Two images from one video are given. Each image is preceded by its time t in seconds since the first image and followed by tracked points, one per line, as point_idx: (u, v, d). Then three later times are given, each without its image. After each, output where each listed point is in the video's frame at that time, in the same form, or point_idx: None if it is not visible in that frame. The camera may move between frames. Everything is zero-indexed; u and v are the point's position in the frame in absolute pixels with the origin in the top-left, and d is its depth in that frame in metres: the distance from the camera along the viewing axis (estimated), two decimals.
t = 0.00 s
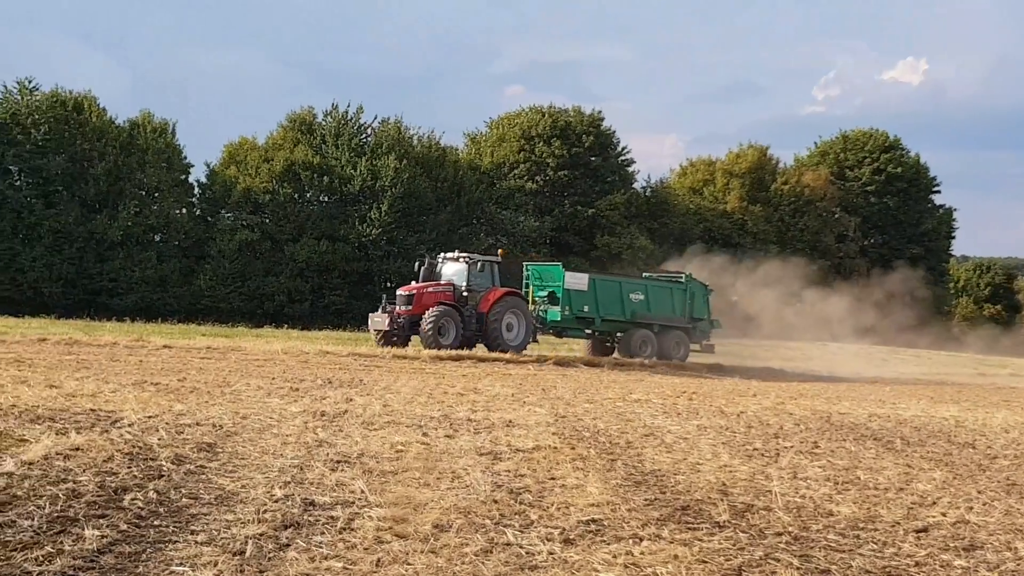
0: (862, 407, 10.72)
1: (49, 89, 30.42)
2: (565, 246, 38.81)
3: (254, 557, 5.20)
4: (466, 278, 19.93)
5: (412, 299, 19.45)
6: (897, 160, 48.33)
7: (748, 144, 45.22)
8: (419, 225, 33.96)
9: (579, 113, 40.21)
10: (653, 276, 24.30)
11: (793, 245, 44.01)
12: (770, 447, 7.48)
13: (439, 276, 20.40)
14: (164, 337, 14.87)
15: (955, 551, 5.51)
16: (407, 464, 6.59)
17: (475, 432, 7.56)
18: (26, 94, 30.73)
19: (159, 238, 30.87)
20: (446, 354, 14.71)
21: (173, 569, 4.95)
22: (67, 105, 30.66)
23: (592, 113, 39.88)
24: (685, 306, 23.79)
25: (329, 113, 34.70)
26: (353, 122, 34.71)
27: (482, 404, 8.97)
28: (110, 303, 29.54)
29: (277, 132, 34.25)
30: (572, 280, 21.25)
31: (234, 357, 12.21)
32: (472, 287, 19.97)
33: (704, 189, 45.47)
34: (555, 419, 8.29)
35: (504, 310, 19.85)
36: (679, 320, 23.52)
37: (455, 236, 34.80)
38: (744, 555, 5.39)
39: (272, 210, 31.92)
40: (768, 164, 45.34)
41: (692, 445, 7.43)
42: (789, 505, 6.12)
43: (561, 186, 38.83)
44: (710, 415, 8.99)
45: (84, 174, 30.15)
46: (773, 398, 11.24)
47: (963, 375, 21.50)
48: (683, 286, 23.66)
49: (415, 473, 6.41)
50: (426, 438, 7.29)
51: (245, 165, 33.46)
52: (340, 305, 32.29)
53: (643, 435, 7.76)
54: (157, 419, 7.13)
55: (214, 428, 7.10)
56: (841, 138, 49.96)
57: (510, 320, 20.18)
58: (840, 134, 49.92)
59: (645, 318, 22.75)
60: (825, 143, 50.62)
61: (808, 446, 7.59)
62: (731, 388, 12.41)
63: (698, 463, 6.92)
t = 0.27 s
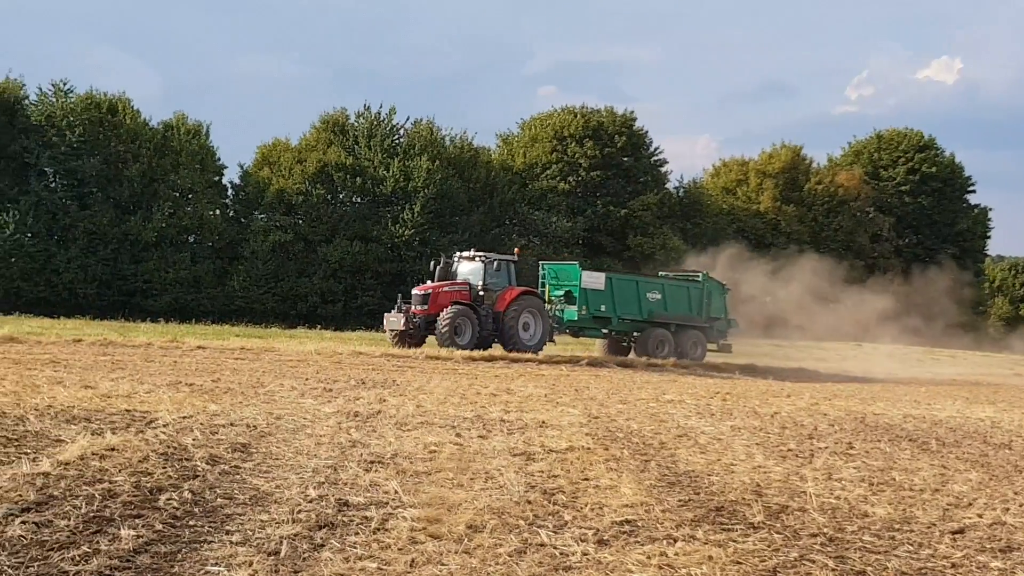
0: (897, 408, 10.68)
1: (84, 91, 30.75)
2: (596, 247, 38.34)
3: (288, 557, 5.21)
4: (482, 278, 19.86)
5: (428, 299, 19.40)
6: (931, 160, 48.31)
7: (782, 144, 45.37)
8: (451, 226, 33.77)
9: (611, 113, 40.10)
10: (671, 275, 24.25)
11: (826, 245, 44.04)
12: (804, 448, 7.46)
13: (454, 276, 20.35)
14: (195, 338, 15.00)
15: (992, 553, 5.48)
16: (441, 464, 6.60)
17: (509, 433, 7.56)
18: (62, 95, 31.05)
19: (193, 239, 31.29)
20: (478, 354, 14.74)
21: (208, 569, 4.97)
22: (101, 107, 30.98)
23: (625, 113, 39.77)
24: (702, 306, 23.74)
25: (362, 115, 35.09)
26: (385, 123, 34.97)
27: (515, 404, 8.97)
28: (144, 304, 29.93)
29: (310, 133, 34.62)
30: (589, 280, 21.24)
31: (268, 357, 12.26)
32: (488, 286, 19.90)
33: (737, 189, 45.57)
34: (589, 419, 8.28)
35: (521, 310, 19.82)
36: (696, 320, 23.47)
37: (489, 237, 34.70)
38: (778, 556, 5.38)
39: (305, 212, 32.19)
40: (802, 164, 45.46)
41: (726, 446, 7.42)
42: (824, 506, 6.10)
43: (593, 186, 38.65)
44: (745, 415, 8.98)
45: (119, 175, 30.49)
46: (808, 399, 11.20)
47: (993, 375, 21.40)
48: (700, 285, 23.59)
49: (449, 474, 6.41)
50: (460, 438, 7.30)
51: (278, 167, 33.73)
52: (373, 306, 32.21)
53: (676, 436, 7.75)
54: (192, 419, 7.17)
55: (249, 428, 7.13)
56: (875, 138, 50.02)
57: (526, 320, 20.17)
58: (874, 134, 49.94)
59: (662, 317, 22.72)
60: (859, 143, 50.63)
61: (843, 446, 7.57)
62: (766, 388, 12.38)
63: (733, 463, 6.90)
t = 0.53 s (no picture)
0: (924, 410, 10.65)
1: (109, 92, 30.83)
2: (622, 248, 39.22)
3: (314, 558, 5.22)
4: (489, 277, 19.77)
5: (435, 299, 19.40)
6: (956, 160, 48.43)
7: (806, 144, 45.51)
8: (476, 227, 34.03)
9: (635, 114, 40.63)
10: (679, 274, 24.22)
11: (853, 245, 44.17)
12: (829, 450, 7.44)
13: (461, 275, 20.31)
14: (220, 338, 15.12)
15: (1020, 555, 5.45)
16: (465, 465, 6.61)
17: (533, 434, 7.56)
18: (87, 97, 31.18)
19: (218, 240, 31.51)
20: (503, 356, 14.79)
21: (235, 570, 4.98)
22: (126, 109, 31.18)
23: (648, 115, 40.33)
24: (711, 306, 23.71)
25: (387, 116, 35.33)
26: (409, 124, 35.08)
27: (540, 405, 8.97)
28: (169, 305, 30.16)
29: (335, 135, 34.85)
30: (597, 279, 21.22)
31: (293, 358, 12.33)
32: (496, 285, 19.83)
33: (761, 189, 45.74)
34: (614, 420, 8.28)
35: (529, 310, 19.74)
36: (705, 320, 23.45)
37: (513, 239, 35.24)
38: (804, 558, 5.36)
39: (330, 212, 32.41)
40: (826, 165, 45.40)
41: (751, 447, 7.41)
42: (850, 507, 6.08)
43: (618, 187, 39.25)
44: (770, 417, 8.97)
45: (143, 177, 30.69)
46: (834, 400, 11.18)
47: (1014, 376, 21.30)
48: (709, 284, 23.56)
49: (474, 475, 6.42)
50: (485, 439, 7.30)
51: (303, 168, 33.84)
52: (397, 308, 32.35)
53: (701, 437, 7.75)
54: (217, 420, 7.20)
55: (274, 429, 7.16)
56: (899, 138, 49.99)
57: (534, 320, 20.11)
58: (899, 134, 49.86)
59: (671, 317, 22.69)
60: (884, 143, 50.58)
61: (869, 448, 7.55)
62: (791, 389, 12.37)
63: (758, 464, 6.89)
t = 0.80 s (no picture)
0: (941, 411, 10.63)
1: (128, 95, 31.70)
2: (638, 249, 40.61)
3: (331, 559, 5.22)
4: (490, 277, 19.77)
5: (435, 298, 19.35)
6: (975, 162, 48.33)
7: (822, 146, 46.28)
8: (493, 228, 34.90)
9: (652, 116, 42.10)
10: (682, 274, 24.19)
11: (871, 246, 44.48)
12: (847, 451, 7.44)
13: (461, 275, 20.28)
14: (239, 339, 15.26)
15: None
16: (482, 466, 6.62)
17: (550, 435, 7.57)
18: (106, 99, 32.01)
19: (235, 240, 31.93)
20: (520, 357, 14.84)
21: (252, 570, 4.98)
22: (144, 110, 31.88)
23: (664, 116, 41.73)
24: (713, 306, 23.70)
25: (404, 117, 36.49)
26: (425, 125, 36.39)
27: (556, 407, 8.99)
28: (187, 305, 30.44)
29: (352, 136, 35.93)
30: (598, 280, 21.21)
31: (310, 359, 12.41)
32: (496, 285, 19.81)
33: (779, 190, 46.42)
34: (630, 422, 8.29)
35: (529, 309, 19.70)
36: (707, 320, 23.43)
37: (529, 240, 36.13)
38: (822, 560, 5.35)
39: (346, 213, 33.04)
40: (843, 166, 46.49)
41: (768, 449, 7.40)
42: (867, 509, 6.08)
43: (635, 188, 40.91)
44: (786, 418, 8.98)
45: (161, 178, 31.32)
46: (851, 401, 11.17)
47: None
48: (711, 285, 23.53)
49: (490, 476, 6.43)
50: (501, 440, 7.31)
51: (319, 170, 34.34)
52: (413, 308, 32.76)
53: (718, 438, 7.75)
54: (235, 421, 7.23)
55: (290, 429, 7.19)
56: (919, 139, 49.66)
57: (535, 320, 20.06)
58: (917, 135, 49.62)
59: (673, 318, 22.67)
60: (902, 144, 50.25)
61: (886, 450, 7.54)
62: (808, 391, 12.37)
63: (775, 466, 6.89)
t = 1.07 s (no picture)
0: (970, 413, 10.59)
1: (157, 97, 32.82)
2: (664, 249, 41.29)
3: (359, 559, 5.19)
4: (502, 276, 19.70)
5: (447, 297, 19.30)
6: (1004, 162, 48.01)
7: (851, 146, 46.77)
8: (520, 228, 36.08)
9: (679, 117, 43.46)
10: (694, 273, 24.15)
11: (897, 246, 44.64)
12: (876, 453, 7.43)
13: (474, 274, 20.23)
14: (266, 340, 15.48)
15: None
16: (509, 467, 6.63)
17: (577, 436, 7.59)
18: (134, 102, 33.06)
19: (262, 242, 32.58)
20: (545, 359, 15.16)
21: (281, 569, 4.97)
22: (173, 111, 33.00)
23: (692, 117, 43.07)
24: (726, 306, 23.68)
25: (431, 118, 37.96)
26: (452, 126, 37.72)
27: (583, 408, 9.02)
28: (215, 306, 31.04)
29: (381, 137, 37.49)
30: (612, 279, 21.13)
31: (338, 360, 12.55)
32: (508, 285, 19.75)
33: (807, 191, 46.84)
34: (657, 423, 8.30)
35: (542, 310, 19.63)
36: (720, 320, 23.41)
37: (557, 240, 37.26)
38: (851, 561, 5.31)
39: (373, 215, 34.09)
40: (872, 166, 46.67)
41: (796, 450, 7.40)
42: (897, 511, 6.06)
43: (662, 188, 42.06)
44: (815, 420, 8.98)
45: (189, 179, 32.23)
46: (880, 403, 11.15)
47: None
48: (724, 284, 23.52)
49: (518, 477, 6.44)
50: (528, 441, 7.34)
51: (347, 170, 35.74)
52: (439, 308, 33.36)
53: (746, 440, 7.75)
54: (264, 422, 7.30)
55: (319, 430, 7.25)
56: (947, 139, 49.38)
57: (547, 321, 19.99)
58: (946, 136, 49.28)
59: (686, 317, 22.63)
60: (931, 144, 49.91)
61: (915, 451, 7.52)
62: (836, 392, 12.36)
63: (803, 468, 6.88)
